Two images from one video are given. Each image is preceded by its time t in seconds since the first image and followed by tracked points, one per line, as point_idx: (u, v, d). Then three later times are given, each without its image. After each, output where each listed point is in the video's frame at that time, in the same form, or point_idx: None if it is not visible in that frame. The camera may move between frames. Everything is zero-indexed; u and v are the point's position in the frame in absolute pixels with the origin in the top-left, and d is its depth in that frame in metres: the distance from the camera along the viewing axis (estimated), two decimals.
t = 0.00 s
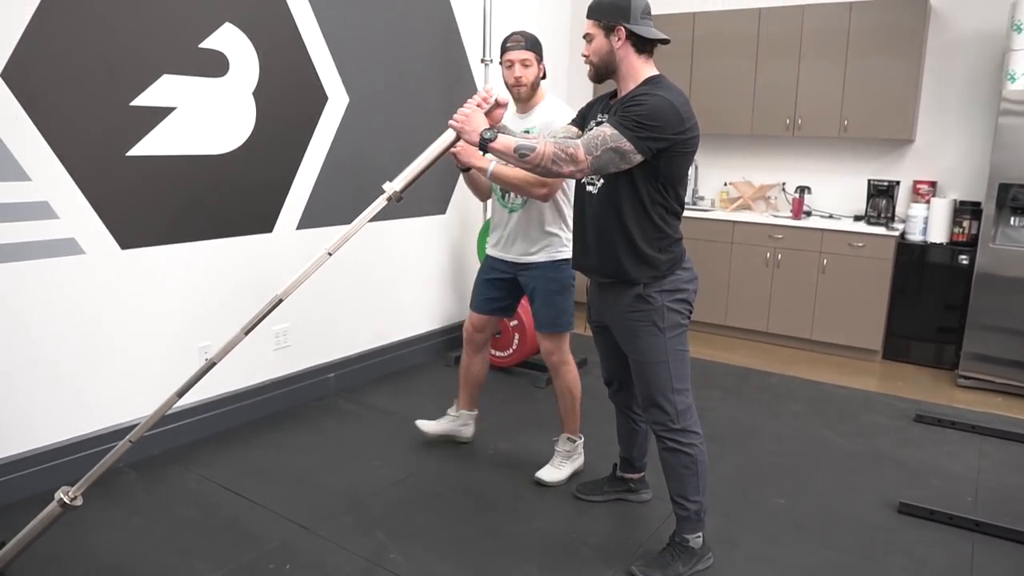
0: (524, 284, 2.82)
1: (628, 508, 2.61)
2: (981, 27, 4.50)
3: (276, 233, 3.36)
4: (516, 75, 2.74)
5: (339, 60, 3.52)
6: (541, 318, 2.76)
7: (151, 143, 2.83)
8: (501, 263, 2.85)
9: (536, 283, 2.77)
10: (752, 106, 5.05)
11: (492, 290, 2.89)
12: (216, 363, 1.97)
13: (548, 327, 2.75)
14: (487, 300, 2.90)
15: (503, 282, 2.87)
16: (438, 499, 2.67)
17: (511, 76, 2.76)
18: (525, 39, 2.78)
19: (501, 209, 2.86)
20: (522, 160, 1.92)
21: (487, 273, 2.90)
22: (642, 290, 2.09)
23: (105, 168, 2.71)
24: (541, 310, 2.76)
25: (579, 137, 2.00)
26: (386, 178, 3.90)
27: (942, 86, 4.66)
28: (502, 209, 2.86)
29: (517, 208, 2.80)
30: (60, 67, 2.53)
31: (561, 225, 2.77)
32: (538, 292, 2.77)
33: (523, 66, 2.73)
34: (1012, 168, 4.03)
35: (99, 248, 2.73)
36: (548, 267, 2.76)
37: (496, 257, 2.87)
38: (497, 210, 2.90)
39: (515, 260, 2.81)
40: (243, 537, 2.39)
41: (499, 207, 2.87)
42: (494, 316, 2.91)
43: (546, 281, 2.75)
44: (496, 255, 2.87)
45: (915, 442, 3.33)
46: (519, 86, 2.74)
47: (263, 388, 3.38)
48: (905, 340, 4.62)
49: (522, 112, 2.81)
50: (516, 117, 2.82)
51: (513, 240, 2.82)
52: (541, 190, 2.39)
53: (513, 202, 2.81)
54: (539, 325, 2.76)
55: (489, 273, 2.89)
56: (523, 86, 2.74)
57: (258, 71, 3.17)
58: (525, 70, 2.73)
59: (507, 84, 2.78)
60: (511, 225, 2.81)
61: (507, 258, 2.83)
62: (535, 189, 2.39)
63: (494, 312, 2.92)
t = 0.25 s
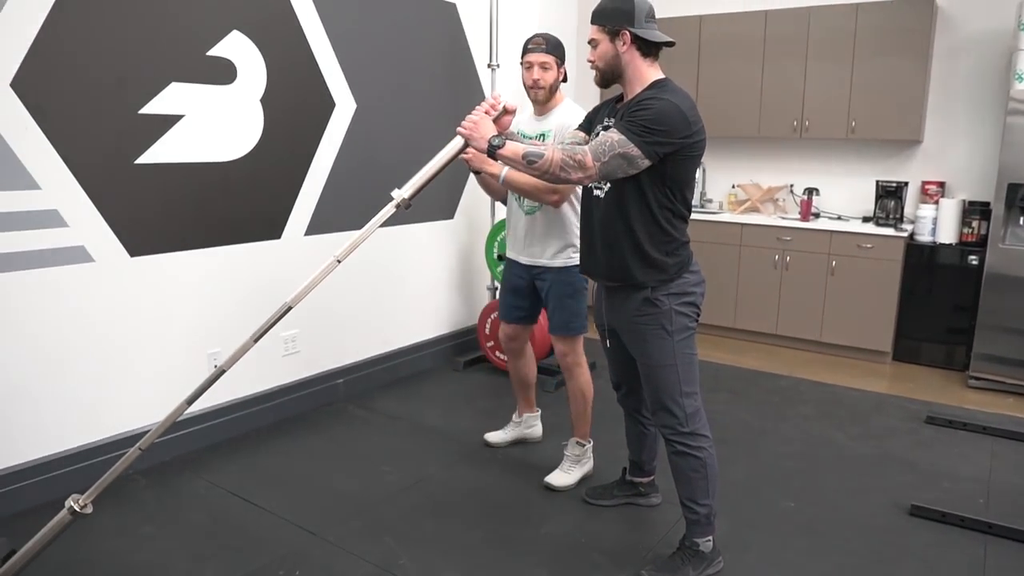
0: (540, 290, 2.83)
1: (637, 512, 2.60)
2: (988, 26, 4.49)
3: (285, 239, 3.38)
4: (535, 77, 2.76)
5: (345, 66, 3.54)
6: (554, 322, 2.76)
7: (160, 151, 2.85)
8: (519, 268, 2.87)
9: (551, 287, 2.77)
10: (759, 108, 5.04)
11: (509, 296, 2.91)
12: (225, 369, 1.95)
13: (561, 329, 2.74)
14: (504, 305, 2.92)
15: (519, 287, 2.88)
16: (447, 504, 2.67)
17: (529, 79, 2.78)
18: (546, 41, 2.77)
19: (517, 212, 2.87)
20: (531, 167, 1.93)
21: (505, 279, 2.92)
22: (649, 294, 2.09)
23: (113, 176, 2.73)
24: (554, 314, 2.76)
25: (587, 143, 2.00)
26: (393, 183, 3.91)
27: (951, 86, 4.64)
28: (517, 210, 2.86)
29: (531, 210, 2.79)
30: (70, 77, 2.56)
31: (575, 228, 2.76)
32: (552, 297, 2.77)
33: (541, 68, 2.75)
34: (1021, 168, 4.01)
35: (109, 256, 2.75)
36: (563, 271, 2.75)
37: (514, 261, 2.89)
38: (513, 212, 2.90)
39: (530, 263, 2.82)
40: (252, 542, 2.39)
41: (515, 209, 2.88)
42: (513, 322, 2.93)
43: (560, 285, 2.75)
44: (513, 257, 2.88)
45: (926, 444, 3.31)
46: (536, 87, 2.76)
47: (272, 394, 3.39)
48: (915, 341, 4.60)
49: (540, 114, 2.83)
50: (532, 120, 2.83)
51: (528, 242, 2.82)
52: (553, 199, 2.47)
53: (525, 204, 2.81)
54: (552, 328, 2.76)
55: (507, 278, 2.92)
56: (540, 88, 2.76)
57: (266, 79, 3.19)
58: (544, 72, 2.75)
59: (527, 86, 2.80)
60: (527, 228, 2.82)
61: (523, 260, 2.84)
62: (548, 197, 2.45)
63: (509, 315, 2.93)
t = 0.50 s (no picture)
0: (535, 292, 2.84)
1: (634, 518, 2.59)
2: (982, 33, 4.52)
3: (280, 244, 3.37)
4: (524, 83, 2.74)
5: (341, 71, 3.53)
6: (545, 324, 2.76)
7: (154, 157, 2.84)
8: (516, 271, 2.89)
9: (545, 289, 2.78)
10: (754, 114, 5.06)
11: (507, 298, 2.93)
12: (221, 377, 1.94)
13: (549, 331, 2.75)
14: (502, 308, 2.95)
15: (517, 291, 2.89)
16: (443, 511, 2.66)
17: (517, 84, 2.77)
18: (533, 48, 2.77)
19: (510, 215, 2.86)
20: (527, 176, 1.91)
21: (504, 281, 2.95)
22: (644, 300, 2.08)
23: (108, 182, 2.72)
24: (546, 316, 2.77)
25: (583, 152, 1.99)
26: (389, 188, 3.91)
27: (945, 92, 4.66)
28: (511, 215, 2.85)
29: (524, 215, 2.78)
30: (64, 82, 2.55)
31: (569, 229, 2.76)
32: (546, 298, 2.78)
33: (529, 74, 2.73)
34: (1016, 173, 4.02)
35: (103, 262, 2.74)
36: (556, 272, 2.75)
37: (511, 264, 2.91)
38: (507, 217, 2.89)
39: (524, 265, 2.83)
40: (247, 550, 2.38)
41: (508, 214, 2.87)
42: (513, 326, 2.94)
43: (553, 286, 2.75)
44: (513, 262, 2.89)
45: (922, 449, 3.31)
46: (524, 92, 2.75)
47: (267, 400, 3.38)
48: (910, 346, 4.61)
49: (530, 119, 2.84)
50: (525, 126, 2.83)
51: (525, 246, 2.82)
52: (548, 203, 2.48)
53: (518, 208, 2.80)
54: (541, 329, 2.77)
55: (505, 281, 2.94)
56: (530, 94, 2.76)
57: (261, 84, 3.18)
58: (532, 77, 2.74)
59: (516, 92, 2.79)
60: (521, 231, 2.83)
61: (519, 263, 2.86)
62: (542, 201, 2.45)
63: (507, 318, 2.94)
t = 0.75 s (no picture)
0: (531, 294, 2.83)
1: (628, 518, 2.59)
2: (974, 35, 4.53)
3: (272, 245, 3.35)
4: (525, 81, 2.73)
5: (334, 71, 3.52)
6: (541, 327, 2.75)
7: (145, 156, 2.82)
8: (512, 273, 2.88)
9: (541, 291, 2.77)
10: (748, 115, 5.07)
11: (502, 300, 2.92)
12: (213, 377, 1.93)
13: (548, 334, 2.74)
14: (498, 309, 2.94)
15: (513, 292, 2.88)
16: (436, 512, 2.65)
17: (519, 82, 2.76)
18: (536, 46, 2.75)
19: (508, 215, 2.87)
20: (517, 179, 1.90)
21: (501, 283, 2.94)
22: (635, 302, 2.08)
23: (98, 181, 2.70)
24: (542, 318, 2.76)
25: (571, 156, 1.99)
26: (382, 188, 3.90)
27: (937, 93, 4.68)
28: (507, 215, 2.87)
29: (521, 215, 2.80)
30: (53, 81, 2.53)
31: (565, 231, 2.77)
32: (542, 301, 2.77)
33: (531, 72, 2.72)
34: (1008, 175, 4.04)
35: (94, 262, 2.72)
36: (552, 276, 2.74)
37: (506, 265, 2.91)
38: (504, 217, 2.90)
39: (519, 266, 2.84)
40: (238, 552, 2.36)
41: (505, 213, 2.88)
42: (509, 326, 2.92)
43: (549, 289, 2.74)
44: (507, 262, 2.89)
45: (914, 449, 3.32)
46: (526, 90, 2.74)
47: (260, 401, 3.36)
48: (903, 347, 4.62)
49: (532, 118, 2.82)
50: (526, 125, 2.83)
51: (520, 246, 2.82)
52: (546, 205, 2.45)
53: (516, 208, 2.81)
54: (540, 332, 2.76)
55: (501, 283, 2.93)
56: (532, 92, 2.74)
57: (253, 84, 3.17)
58: (534, 75, 2.73)
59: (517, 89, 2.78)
60: (517, 231, 2.83)
61: (514, 263, 2.86)
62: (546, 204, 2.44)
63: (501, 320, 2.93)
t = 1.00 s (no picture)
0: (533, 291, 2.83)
1: (628, 515, 2.59)
2: (975, 31, 4.52)
3: (272, 242, 3.35)
4: (531, 77, 2.73)
5: (333, 68, 3.51)
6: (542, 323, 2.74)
7: (145, 153, 2.82)
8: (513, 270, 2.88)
9: (543, 287, 2.76)
10: (748, 111, 5.05)
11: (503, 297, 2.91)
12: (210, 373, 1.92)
13: (550, 331, 2.72)
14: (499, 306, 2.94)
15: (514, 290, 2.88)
16: (436, 510, 2.64)
17: (524, 79, 2.76)
18: (543, 42, 2.75)
19: (512, 212, 2.87)
20: (509, 173, 1.90)
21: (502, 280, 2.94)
22: (632, 299, 2.08)
23: (97, 178, 2.69)
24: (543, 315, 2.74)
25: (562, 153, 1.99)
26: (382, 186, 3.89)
27: (938, 89, 4.67)
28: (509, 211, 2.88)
29: (523, 212, 2.81)
30: (52, 77, 2.52)
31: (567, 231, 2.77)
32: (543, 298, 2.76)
33: (537, 68, 2.73)
34: (1009, 171, 4.03)
35: (94, 260, 2.71)
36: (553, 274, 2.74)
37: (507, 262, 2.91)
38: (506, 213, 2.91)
39: (518, 263, 2.84)
40: (239, 550, 2.36)
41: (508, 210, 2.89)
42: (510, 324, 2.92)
43: (551, 286, 2.74)
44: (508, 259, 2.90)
45: (915, 446, 3.32)
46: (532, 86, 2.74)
47: (259, 399, 3.36)
48: (903, 344, 4.61)
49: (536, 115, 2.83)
50: (531, 122, 2.82)
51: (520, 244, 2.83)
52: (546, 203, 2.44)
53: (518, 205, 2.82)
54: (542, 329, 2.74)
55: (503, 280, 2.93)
56: (537, 88, 2.75)
57: (253, 80, 3.16)
58: (541, 71, 2.73)
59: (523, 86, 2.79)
60: (519, 228, 2.84)
61: (514, 260, 2.86)
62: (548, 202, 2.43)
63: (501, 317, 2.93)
